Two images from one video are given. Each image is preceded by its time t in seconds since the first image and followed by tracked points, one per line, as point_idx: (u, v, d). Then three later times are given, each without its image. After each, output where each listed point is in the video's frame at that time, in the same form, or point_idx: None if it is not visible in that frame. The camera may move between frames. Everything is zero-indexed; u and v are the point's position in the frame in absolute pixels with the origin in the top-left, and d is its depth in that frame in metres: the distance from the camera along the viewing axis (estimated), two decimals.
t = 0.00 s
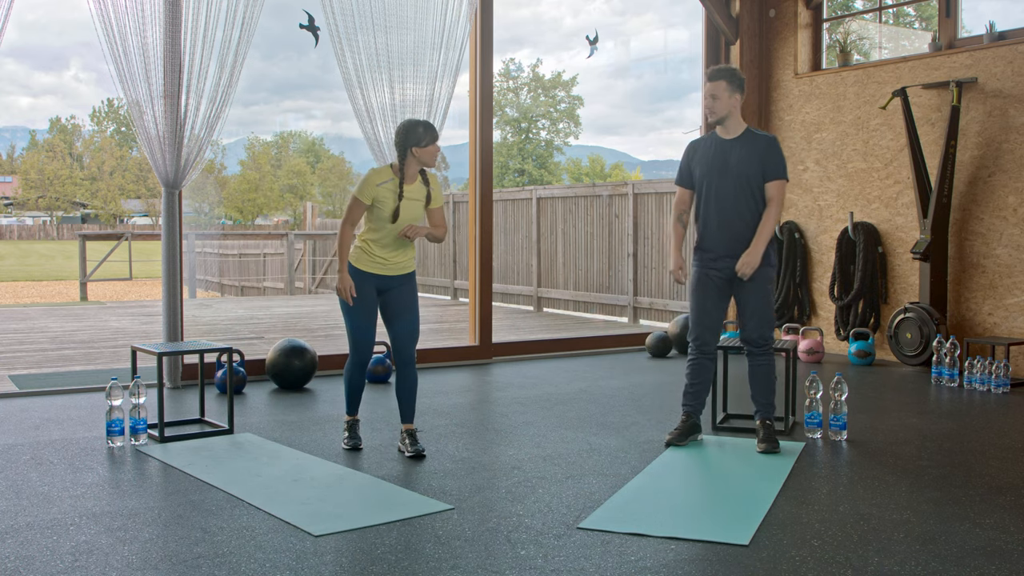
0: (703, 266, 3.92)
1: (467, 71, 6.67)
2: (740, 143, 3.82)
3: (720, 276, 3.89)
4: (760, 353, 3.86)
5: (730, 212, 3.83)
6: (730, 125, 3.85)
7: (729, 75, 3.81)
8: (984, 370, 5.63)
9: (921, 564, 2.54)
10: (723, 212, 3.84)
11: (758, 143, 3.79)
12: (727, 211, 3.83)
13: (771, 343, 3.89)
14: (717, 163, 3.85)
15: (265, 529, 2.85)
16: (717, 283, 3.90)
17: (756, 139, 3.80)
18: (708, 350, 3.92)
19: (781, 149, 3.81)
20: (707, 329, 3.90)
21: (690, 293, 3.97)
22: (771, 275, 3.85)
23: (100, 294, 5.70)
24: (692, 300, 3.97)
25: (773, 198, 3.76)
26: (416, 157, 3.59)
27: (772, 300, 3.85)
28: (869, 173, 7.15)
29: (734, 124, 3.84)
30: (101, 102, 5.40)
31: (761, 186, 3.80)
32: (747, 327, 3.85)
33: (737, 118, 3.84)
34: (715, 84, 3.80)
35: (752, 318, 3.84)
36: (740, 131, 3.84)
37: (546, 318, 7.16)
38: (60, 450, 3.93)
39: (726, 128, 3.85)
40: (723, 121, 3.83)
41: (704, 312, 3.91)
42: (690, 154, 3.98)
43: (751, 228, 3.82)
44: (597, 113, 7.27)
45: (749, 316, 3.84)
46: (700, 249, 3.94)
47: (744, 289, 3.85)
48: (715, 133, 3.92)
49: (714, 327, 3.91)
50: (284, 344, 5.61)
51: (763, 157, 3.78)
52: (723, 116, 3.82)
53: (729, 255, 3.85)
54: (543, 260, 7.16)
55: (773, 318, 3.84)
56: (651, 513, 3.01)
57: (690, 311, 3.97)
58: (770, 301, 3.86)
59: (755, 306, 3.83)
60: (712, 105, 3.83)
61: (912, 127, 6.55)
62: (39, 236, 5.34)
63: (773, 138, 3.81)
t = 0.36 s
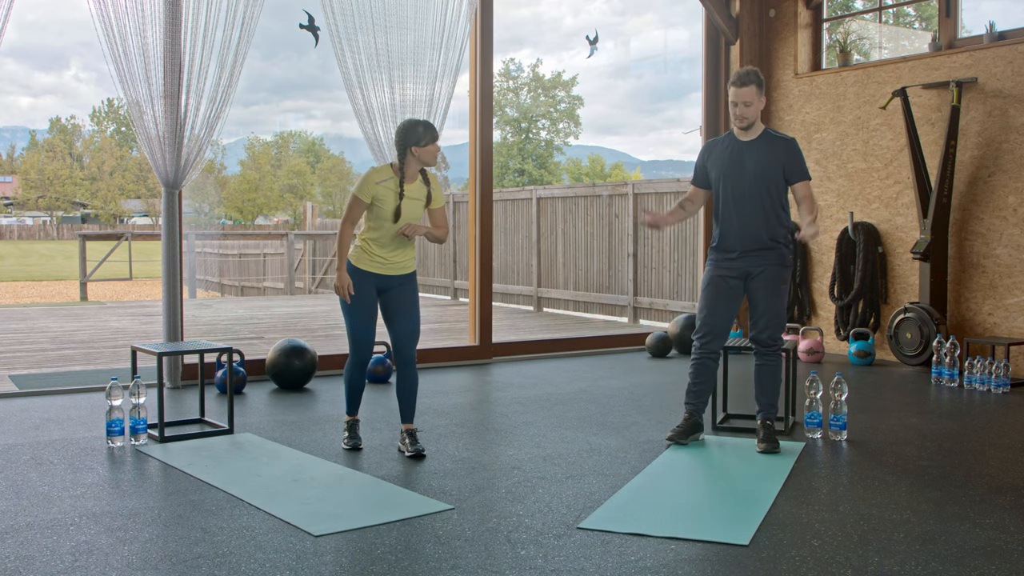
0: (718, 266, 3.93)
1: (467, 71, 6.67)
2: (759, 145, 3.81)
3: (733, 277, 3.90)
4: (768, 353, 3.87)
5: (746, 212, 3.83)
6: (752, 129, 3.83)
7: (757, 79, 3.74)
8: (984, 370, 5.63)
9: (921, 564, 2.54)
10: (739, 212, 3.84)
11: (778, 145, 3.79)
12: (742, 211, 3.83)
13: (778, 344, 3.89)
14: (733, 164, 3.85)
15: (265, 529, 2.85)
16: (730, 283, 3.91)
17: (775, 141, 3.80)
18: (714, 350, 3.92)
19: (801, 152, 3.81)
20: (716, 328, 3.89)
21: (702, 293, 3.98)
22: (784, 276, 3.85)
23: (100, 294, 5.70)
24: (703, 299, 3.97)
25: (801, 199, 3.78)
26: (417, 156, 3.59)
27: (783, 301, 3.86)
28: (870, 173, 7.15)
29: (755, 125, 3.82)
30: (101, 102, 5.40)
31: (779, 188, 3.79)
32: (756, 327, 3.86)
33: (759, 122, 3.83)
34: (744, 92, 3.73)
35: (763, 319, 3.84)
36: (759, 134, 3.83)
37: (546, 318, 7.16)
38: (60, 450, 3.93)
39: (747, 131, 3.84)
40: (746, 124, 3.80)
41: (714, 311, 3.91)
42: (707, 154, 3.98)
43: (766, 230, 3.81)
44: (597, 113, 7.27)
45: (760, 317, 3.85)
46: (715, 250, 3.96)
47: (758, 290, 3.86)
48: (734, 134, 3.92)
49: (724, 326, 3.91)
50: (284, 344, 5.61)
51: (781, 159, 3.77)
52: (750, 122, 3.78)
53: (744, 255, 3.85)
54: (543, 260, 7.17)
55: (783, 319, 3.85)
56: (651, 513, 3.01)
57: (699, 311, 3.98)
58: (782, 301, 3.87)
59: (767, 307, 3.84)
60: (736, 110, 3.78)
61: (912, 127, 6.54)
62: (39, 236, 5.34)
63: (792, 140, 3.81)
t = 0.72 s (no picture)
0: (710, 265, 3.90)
1: (467, 71, 6.67)
2: (753, 144, 3.81)
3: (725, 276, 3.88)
4: (762, 353, 3.85)
5: (740, 211, 3.82)
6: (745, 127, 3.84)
7: (752, 79, 3.75)
8: (984, 370, 5.63)
9: (921, 564, 2.54)
10: (733, 210, 3.83)
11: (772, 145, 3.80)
12: (736, 210, 3.83)
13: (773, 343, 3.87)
14: (727, 163, 3.83)
15: (265, 529, 2.85)
16: (723, 283, 3.89)
17: (769, 140, 3.81)
18: (713, 351, 3.92)
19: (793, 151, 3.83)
20: (714, 329, 3.89)
21: (696, 293, 3.96)
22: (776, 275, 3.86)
23: (100, 294, 5.70)
24: (698, 300, 3.96)
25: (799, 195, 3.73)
26: (417, 156, 3.58)
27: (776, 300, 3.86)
28: (870, 173, 7.15)
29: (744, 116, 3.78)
30: (101, 102, 5.40)
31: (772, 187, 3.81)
32: (750, 328, 3.84)
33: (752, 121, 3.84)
34: (736, 91, 3.74)
35: (757, 318, 3.83)
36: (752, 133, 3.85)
37: (546, 318, 7.16)
38: (60, 450, 3.93)
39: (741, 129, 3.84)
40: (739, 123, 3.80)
41: (709, 312, 3.91)
42: (698, 152, 3.96)
43: (760, 228, 3.82)
44: (597, 113, 7.27)
45: (753, 317, 3.84)
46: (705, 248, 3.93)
47: (750, 289, 3.85)
48: (726, 132, 3.91)
49: (720, 327, 3.90)
50: (284, 344, 5.60)
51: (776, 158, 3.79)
52: (742, 121, 3.78)
53: (737, 254, 3.84)
54: (543, 260, 7.17)
55: (776, 319, 3.83)
56: (651, 513, 3.01)
57: (695, 312, 3.97)
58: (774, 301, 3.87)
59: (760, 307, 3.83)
60: (728, 108, 3.78)
61: (912, 127, 6.54)
62: (40, 236, 5.34)
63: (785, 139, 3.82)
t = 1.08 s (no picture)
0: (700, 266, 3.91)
1: (467, 71, 6.67)
2: (739, 142, 3.82)
3: (716, 277, 3.88)
4: (756, 352, 3.85)
5: (728, 209, 3.82)
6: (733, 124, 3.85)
7: (738, 76, 3.80)
8: (984, 370, 5.63)
9: (921, 564, 2.54)
10: (720, 210, 3.84)
11: (758, 142, 3.79)
12: (724, 209, 3.83)
13: (768, 343, 3.87)
14: (714, 163, 3.87)
15: (265, 529, 2.85)
16: (714, 283, 3.89)
17: (756, 137, 3.80)
18: (710, 351, 3.93)
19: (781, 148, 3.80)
20: (708, 329, 3.89)
21: (690, 294, 3.97)
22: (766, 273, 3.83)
23: (100, 294, 5.70)
24: (692, 301, 3.97)
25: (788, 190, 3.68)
26: (419, 157, 3.59)
27: (768, 299, 3.86)
28: (870, 173, 7.15)
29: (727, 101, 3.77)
30: (101, 102, 5.40)
31: (759, 184, 3.79)
32: (744, 328, 3.84)
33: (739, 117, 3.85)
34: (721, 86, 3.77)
35: (748, 318, 3.82)
36: (739, 131, 3.86)
37: (546, 318, 7.15)
38: (60, 450, 3.93)
39: (729, 127, 3.86)
40: (725, 119, 3.83)
41: (703, 313, 3.91)
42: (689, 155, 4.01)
43: (748, 225, 3.80)
44: (597, 113, 7.27)
45: (745, 318, 3.83)
46: (697, 250, 3.95)
47: (740, 289, 3.84)
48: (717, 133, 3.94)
49: (714, 327, 3.90)
50: (284, 344, 5.60)
51: (762, 155, 3.78)
52: (726, 116, 3.81)
53: (725, 253, 3.84)
54: (543, 260, 7.17)
55: (769, 319, 3.83)
56: (651, 513, 3.01)
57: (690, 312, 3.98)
58: (767, 301, 3.86)
59: (751, 307, 3.82)
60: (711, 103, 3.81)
61: (912, 127, 6.54)
62: (39, 236, 5.34)
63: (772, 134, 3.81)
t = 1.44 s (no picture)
0: (701, 266, 3.90)
1: (467, 71, 6.67)
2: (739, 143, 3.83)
3: (716, 277, 3.87)
4: (756, 353, 3.85)
5: (728, 210, 3.82)
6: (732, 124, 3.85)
7: (735, 75, 3.79)
8: (983, 370, 5.63)
9: (921, 564, 2.54)
10: (720, 211, 3.84)
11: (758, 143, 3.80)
12: (724, 210, 3.83)
13: (767, 343, 3.87)
14: (713, 164, 3.86)
15: (265, 529, 2.85)
16: (714, 283, 3.88)
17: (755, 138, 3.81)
18: (709, 351, 3.92)
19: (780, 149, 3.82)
20: (708, 329, 3.89)
21: (690, 294, 3.96)
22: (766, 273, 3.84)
23: (100, 294, 5.70)
24: (691, 301, 3.97)
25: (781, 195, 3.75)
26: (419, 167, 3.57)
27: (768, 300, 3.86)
28: (870, 173, 7.15)
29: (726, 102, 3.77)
30: (101, 102, 5.40)
31: (758, 185, 3.81)
32: (744, 328, 3.84)
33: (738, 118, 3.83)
34: (719, 85, 3.77)
35: (749, 318, 3.82)
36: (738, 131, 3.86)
37: (546, 318, 7.15)
38: (60, 450, 3.93)
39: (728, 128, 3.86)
40: (723, 118, 3.82)
41: (702, 313, 3.91)
42: (688, 157, 4.01)
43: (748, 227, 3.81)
44: (597, 113, 7.27)
45: (745, 318, 3.83)
46: (696, 251, 3.94)
47: (741, 289, 3.83)
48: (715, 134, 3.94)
49: (714, 327, 3.90)
50: (284, 344, 5.60)
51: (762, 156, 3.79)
52: (726, 114, 3.80)
53: (725, 253, 3.83)
54: (543, 260, 7.16)
55: (769, 320, 3.83)
56: (651, 513, 3.01)
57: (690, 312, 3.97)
58: (767, 301, 3.86)
59: (752, 307, 3.82)
60: (711, 102, 3.80)
61: (912, 127, 6.55)
62: (39, 236, 5.34)
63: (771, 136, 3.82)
